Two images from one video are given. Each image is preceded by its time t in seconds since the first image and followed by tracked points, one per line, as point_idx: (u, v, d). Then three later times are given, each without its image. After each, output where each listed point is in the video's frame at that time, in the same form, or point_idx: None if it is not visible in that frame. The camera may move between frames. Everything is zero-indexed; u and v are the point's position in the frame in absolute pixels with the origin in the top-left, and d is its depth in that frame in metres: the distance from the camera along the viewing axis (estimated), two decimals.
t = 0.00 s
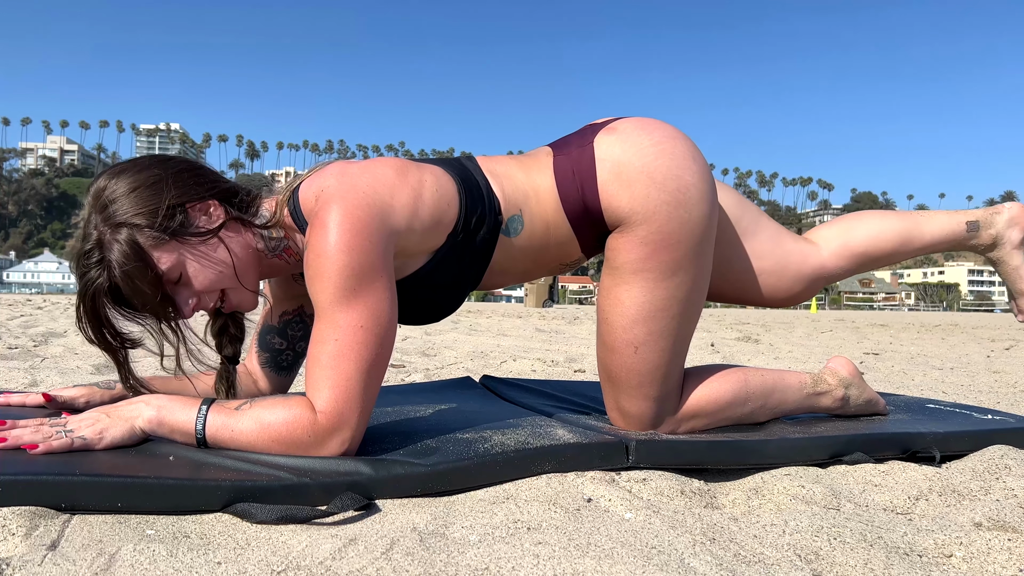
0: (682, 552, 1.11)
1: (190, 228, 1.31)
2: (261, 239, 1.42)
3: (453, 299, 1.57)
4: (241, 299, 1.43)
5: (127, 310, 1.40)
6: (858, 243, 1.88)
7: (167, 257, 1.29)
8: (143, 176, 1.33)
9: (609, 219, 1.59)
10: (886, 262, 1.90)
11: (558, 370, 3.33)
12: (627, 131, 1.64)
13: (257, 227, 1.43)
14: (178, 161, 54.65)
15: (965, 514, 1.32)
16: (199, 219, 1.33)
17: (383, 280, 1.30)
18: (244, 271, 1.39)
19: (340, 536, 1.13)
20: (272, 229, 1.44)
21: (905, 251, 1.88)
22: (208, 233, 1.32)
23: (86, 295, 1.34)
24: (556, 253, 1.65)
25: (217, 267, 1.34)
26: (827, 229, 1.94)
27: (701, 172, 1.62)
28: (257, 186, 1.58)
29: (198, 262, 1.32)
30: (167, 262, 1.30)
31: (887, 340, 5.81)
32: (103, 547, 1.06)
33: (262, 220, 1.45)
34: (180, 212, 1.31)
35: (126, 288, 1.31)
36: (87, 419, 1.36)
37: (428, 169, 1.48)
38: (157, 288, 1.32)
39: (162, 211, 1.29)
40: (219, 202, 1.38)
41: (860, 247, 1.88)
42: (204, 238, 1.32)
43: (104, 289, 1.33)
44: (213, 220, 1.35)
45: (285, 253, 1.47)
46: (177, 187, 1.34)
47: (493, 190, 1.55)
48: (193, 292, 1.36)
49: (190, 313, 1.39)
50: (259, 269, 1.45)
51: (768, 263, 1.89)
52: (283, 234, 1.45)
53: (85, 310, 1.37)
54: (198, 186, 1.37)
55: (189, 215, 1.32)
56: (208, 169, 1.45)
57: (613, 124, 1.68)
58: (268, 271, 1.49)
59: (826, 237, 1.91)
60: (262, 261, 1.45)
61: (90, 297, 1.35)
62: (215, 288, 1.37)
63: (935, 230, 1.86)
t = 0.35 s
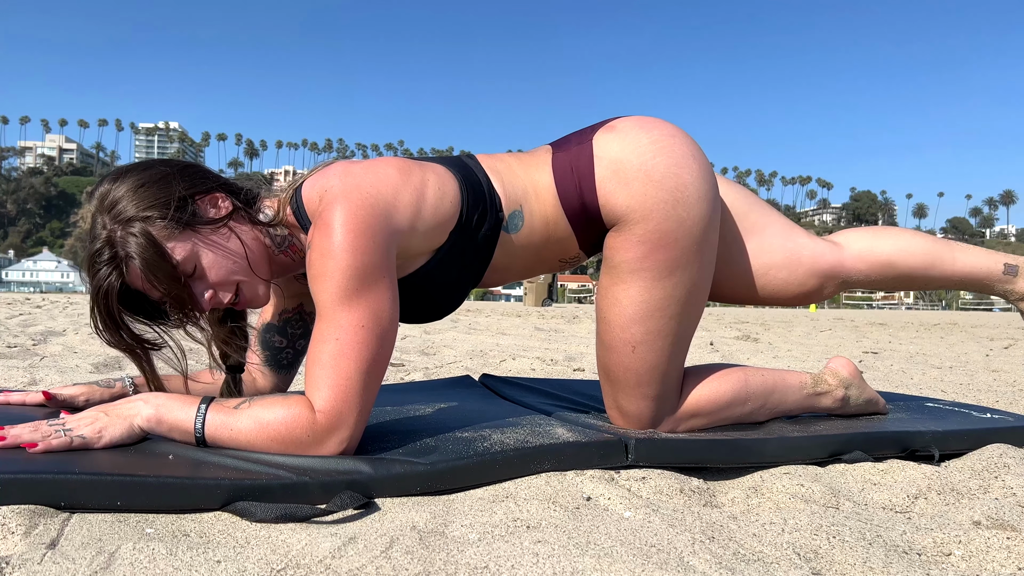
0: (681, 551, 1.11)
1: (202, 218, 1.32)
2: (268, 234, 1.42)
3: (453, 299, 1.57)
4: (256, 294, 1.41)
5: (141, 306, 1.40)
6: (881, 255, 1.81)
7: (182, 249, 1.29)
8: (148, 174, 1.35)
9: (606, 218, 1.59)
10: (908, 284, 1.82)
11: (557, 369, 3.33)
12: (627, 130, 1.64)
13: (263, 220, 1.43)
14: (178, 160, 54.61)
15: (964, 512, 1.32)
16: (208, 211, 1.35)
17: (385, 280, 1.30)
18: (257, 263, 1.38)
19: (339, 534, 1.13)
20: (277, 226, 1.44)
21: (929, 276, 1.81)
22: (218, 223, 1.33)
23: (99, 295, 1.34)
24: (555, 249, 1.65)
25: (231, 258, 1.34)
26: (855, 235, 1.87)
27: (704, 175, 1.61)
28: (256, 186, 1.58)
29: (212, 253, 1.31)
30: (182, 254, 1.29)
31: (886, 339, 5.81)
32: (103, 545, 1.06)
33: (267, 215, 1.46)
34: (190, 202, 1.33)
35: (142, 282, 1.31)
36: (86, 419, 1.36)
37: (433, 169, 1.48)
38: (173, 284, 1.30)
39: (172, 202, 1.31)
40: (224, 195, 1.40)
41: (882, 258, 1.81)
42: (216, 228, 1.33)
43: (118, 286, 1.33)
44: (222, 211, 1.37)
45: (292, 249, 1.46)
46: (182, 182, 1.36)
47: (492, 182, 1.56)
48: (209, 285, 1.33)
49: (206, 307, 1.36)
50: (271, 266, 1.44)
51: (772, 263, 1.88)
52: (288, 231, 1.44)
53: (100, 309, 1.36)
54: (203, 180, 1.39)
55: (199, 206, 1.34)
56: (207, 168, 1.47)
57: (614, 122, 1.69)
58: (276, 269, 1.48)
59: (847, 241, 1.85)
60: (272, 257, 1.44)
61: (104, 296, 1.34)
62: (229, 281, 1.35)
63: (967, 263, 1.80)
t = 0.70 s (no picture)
0: (680, 548, 1.11)
1: (189, 253, 1.30)
2: (261, 250, 1.42)
3: (454, 296, 1.57)
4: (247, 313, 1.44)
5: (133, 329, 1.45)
6: (855, 87, 1.89)
7: (169, 285, 1.31)
8: (138, 200, 1.31)
9: (611, 224, 1.58)
10: (863, 113, 1.91)
11: (557, 367, 3.33)
12: (635, 134, 1.59)
13: (256, 239, 1.41)
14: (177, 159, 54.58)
15: (963, 510, 1.32)
16: (198, 241, 1.32)
17: (379, 277, 1.30)
18: (247, 285, 1.40)
19: (338, 532, 1.13)
20: (271, 239, 1.43)
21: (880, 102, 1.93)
22: (206, 254, 1.32)
23: (93, 320, 1.39)
24: (558, 252, 1.63)
25: (219, 288, 1.36)
26: (809, 92, 1.91)
27: (709, 178, 1.60)
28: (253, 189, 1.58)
29: (201, 286, 1.34)
30: (169, 289, 1.32)
31: (885, 337, 5.82)
32: (102, 543, 1.06)
33: (260, 230, 1.43)
34: (178, 237, 1.30)
35: (132, 312, 1.34)
36: (85, 416, 1.36)
37: (424, 166, 1.47)
38: (164, 313, 1.36)
39: (159, 238, 1.28)
40: (216, 219, 1.36)
41: (859, 92, 1.88)
42: (203, 261, 1.32)
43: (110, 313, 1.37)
44: (212, 241, 1.34)
45: (284, 258, 1.46)
46: (173, 210, 1.32)
47: (491, 195, 1.53)
48: (200, 310, 1.38)
49: (198, 328, 1.42)
50: (263, 280, 1.45)
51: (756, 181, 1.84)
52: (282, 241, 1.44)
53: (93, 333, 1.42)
54: (195, 204, 1.35)
55: (187, 238, 1.31)
56: (204, 180, 1.41)
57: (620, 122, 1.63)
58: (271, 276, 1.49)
59: (817, 99, 1.87)
60: (265, 270, 1.45)
61: (98, 321, 1.39)
62: (220, 306, 1.38)
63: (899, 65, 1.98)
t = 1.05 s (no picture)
0: (679, 547, 1.11)
1: (183, 265, 1.31)
2: (253, 251, 1.42)
3: (453, 294, 1.57)
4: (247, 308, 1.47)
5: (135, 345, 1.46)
6: None
7: (169, 297, 1.32)
8: (126, 215, 1.30)
9: (623, 226, 1.56)
10: None
11: (556, 366, 3.34)
12: (645, 138, 1.52)
13: (247, 241, 1.41)
14: (176, 158, 54.56)
15: (962, 509, 1.32)
16: (190, 251, 1.32)
17: (373, 274, 1.29)
18: (244, 286, 1.42)
19: (338, 531, 1.13)
20: (263, 238, 1.43)
21: None
22: (201, 263, 1.33)
23: (96, 341, 1.40)
24: (563, 254, 1.62)
25: (218, 292, 1.37)
26: None
27: (714, 178, 1.60)
28: (250, 190, 1.58)
29: (200, 293, 1.35)
30: (170, 300, 1.33)
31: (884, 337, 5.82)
32: (102, 541, 1.06)
33: (251, 231, 1.42)
34: (170, 252, 1.29)
35: (134, 330, 1.35)
36: (86, 414, 1.36)
37: (416, 163, 1.45)
38: (166, 324, 1.38)
39: (153, 255, 1.27)
40: (206, 227, 1.35)
41: None
42: (199, 269, 1.32)
43: (113, 332, 1.38)
44: (204, 247, 1.34)
45: (278, 258, 1.46)
46: (163, 224, 1.30)
47: (485, 202, 1.49)
48: (204, 314, 1.40)
49: (203, 331, 1.44)
50: (261, 277, 1.47)
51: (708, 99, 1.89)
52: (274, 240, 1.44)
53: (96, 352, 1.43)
54: (183, 214, 1.33)
55: (180, 252, 1.30)
56: (189, 187, 1.39)
57: (626, 123, 1.55)
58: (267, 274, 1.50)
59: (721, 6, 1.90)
60: (260, 270, 1.45)
61: (100, 341, 1.40)
62: (222, 308, 1.40)
63: None
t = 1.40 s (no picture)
0: (678, 547, 1.11)
1: (180, 267, 1.31)
2: (249, 250, 1.42)
3: (448, 294, 1.57)
4: (247, 307, 1.47)
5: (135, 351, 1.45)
6: (803, 42, 1.92)
7: (168, 299, 1.32)
8: (117, 220, 1.30)
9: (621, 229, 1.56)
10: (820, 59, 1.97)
11: (554, 366, 3.34)
12: (645, 138, 1.52)
13: (242, 240, 1.41)
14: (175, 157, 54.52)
15: (960, 510, 1.32)
16: (186, 251, 1.32)
17: (368, 277, 1.29)
18: (242, 285, 1.42)
19: (336, 531, 1.13)
20: (258, 237, 1.43)
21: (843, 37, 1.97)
22: (197, 263, 1.33)
23: (98, 347, 1.40)
24: (559, 254, 1.63)
25: (217, 291, 1.37)
26: (768, 45, 1.95)
27: (715, 181, 1.58)
28: (248, 190, 1.57)
29: (198, 294, 1.35)
30: (170, 302, 1.33)
31: (883, 337, 5.83)
32: (99, 541, 1.06)
33: (245, 229, 1.42)
34: (166, 254, 1.29)
35: (135, 336, 1.35)
36: (84, 414, 1.36)
37: (411, 163, 1.45)
38: (166, 328, 1.38)
39: (148, 258, 1.27)
40: (200, 226, 1.35)
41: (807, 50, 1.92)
42: (195, 269, 1.32)
43: (114, 339, 1.38)
44: (199, 247, 1.34)
45: (274, 257, 1.46)
46: (156, 226, 1.30)
47: (484, 196, 1.50)
48: (205, 314, 1.40)
49: (205, 332, 1.45)
50: (260, 277, 1.46)
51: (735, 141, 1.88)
52: (270, 239, 1.44)
53: (98, 358, 1.43)
54: (176, 214, 1.33)
55: (175, 253, 1.30)
56: (180, 188, 1.39)
57: (627, 123, 1.55)
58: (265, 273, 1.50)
59: (777, 58, 1.91)
60: (259, 269, 1.45)
61: (103, 347, 1.40)
62: (221, 307, 1.41)
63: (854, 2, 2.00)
